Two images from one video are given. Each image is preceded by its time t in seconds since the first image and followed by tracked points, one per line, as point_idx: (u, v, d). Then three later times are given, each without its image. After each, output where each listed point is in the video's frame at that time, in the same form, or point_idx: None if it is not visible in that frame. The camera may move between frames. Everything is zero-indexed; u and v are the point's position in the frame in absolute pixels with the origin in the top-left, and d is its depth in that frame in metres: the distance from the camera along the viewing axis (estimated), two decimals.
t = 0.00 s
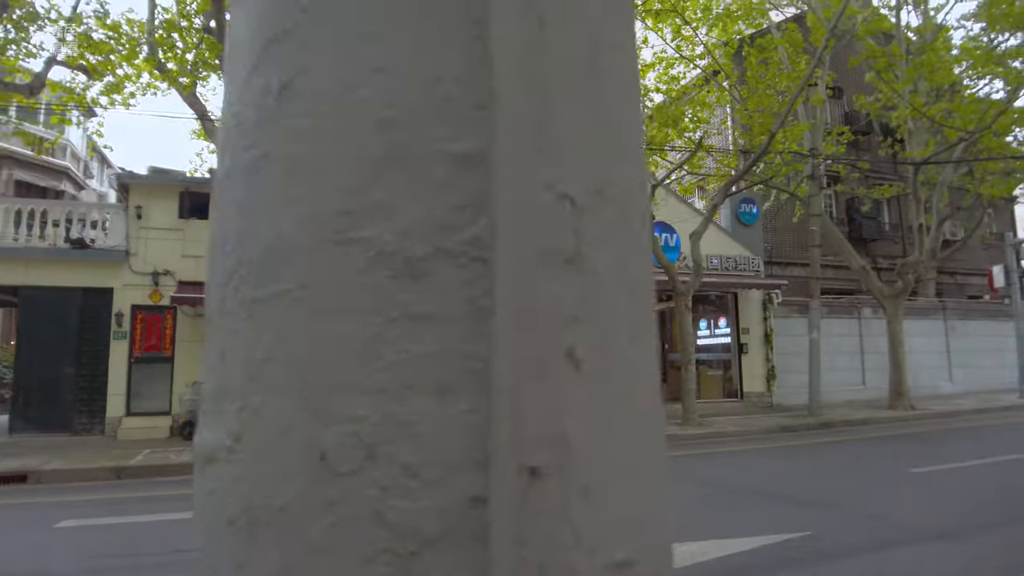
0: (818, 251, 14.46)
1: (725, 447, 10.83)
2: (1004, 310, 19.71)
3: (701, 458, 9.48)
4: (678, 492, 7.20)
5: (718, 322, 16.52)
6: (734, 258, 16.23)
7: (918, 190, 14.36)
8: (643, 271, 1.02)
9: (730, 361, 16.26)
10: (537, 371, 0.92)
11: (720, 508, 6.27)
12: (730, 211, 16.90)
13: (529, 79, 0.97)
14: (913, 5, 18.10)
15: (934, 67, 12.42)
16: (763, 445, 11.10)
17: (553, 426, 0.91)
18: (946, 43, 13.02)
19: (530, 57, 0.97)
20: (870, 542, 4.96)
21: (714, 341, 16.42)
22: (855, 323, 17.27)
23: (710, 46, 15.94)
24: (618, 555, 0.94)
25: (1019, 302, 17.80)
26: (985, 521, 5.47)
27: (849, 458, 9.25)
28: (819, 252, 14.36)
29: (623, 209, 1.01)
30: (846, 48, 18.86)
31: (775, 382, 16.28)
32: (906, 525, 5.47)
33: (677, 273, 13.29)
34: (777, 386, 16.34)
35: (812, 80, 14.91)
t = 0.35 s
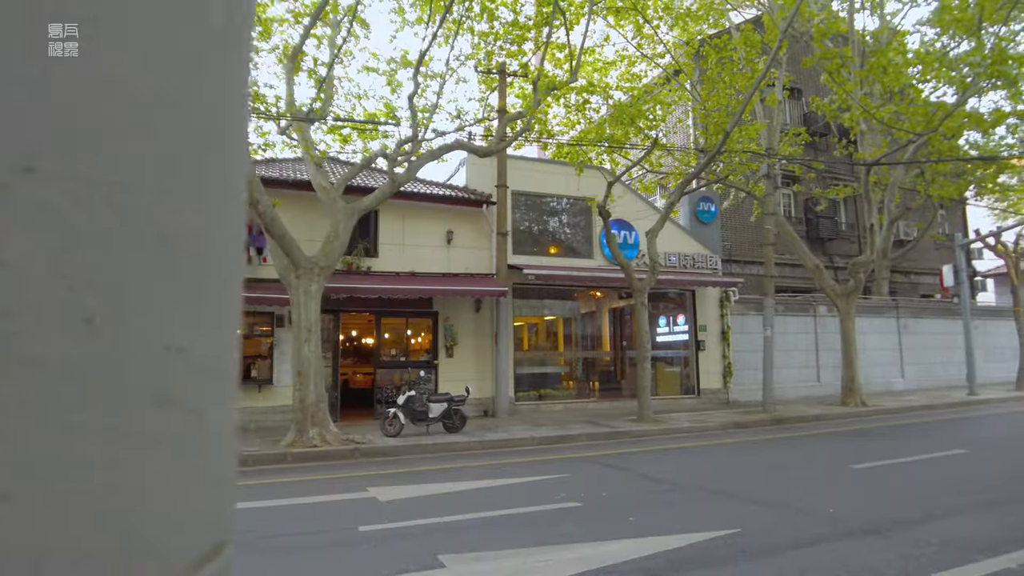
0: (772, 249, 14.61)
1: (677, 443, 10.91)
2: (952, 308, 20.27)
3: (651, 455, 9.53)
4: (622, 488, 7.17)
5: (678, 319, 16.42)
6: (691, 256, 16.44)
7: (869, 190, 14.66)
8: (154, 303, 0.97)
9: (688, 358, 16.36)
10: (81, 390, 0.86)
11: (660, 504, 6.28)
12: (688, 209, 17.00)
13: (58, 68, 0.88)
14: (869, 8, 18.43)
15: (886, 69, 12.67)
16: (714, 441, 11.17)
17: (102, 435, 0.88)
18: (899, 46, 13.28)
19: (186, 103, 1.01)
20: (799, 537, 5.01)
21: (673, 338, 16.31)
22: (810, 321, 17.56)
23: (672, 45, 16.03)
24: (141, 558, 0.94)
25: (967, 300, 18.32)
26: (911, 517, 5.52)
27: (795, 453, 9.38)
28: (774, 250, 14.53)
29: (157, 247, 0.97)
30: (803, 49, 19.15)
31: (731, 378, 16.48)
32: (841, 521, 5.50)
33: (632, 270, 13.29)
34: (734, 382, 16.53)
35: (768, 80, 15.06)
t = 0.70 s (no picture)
0: (734, 250, 14.61)
1: (634, 443, 10.88)
2: (912, 309, 20.59)
3: (605, 456, 9.47)
4: (570, 491, 7.10)
5: (642, 319, 16.43)
6: (655, 256, 16.44)
7: (829, 193, 14.79)
8: None
9: (651, 358, 16.37)
10: None
11: (604, 509, 6.22)
12: (653, 209, 17.01)
13: None
14: (833, 11, 18.56)
15: (844, 72, 12.76)
16: (673, 441, 11.15)
17: None
18: (860, 50, 13.37)
19: None
20: (737, 543, 4.96)
21: (638, 338, 16.28)
22: (772, 322, 17.69)
23: (638, 44, 15.98)
24: None
25: (926, 301, 18.59)
26: (850, 521, 5.49)
27: (748, 454, 9.39)
28: (736, 251, 14.57)
29: None
30: (768, 52, 19.24)
31: (695, 378, 16.54)
32: (779, 525, 5.46)
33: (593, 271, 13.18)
34: (697, 382, 16.59)
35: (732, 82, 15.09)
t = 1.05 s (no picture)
0: (705, 250, 14.62)
1: (601, 444, 10.81)
2: (882, 310, 20.78)
3: (569, 457, 9.39)
4: (527, 493, 7.00)
5: (615, 319, 16.41)
6: (628, 255, 16.39)
7: (799, 194, 14.85)
8: None
9: (623, 358, 16.31)
10: None
11: (558, 511, 6.12)
12: (626, 209, 16.98)
13: None
14: (807, 14, 18.63)
15: (813, 75, 12.78)
16: (640, 441, 11.10)
17: None
18: (830, 52, 13.40)
19: None
20: (686, 547, 4.88)
21: (612, 338, 16.27)
22: (745, 322, 17.73)
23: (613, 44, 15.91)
24: None
25: (896, 302, 18.74)
26: (803, 524, 5.43)
27: (712, 455, 9.35)
28: (707, 252, 14.56)
29: None
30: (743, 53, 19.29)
31: (666, 379, 16.54)
32: (732, 528, 5.39)
33: (563, 271, 13.08)
34: (669, 382, 16.60)
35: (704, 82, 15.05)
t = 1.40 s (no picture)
0: (679, 252, 14.60)
1: (570, 447, 10.72)
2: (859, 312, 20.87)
3: (536, 461, 9.30)
4: (485, 499, 6.88)
5: (592, 321, 16.33)
6: (604, 257, 16.33)
7: (773, 198, 14.88)
8: None
9: (600, 361, 16.23)
10: None
11: (511, 518, 6.02)
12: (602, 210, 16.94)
13: None
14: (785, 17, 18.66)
15: (784, 76, 12.78)
16: (610, 445, 11.02)
17: None
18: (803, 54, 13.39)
19: None
20: (632, 557, 4.78)
21: (589, 340, 16.19)
22: (722, 324, 17.73)
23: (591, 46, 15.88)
24: None
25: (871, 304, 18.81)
26: (756, 533, 5.34)
27: (680, 459, 9.29)
28: (681, 253, 14.53)
29: None
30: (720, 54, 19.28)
31: (642, 381, 16.51)
32: (683, 536, 5.30)
33: (536, 273, 12.97)
34: (644, 385, 16.57)
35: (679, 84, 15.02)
